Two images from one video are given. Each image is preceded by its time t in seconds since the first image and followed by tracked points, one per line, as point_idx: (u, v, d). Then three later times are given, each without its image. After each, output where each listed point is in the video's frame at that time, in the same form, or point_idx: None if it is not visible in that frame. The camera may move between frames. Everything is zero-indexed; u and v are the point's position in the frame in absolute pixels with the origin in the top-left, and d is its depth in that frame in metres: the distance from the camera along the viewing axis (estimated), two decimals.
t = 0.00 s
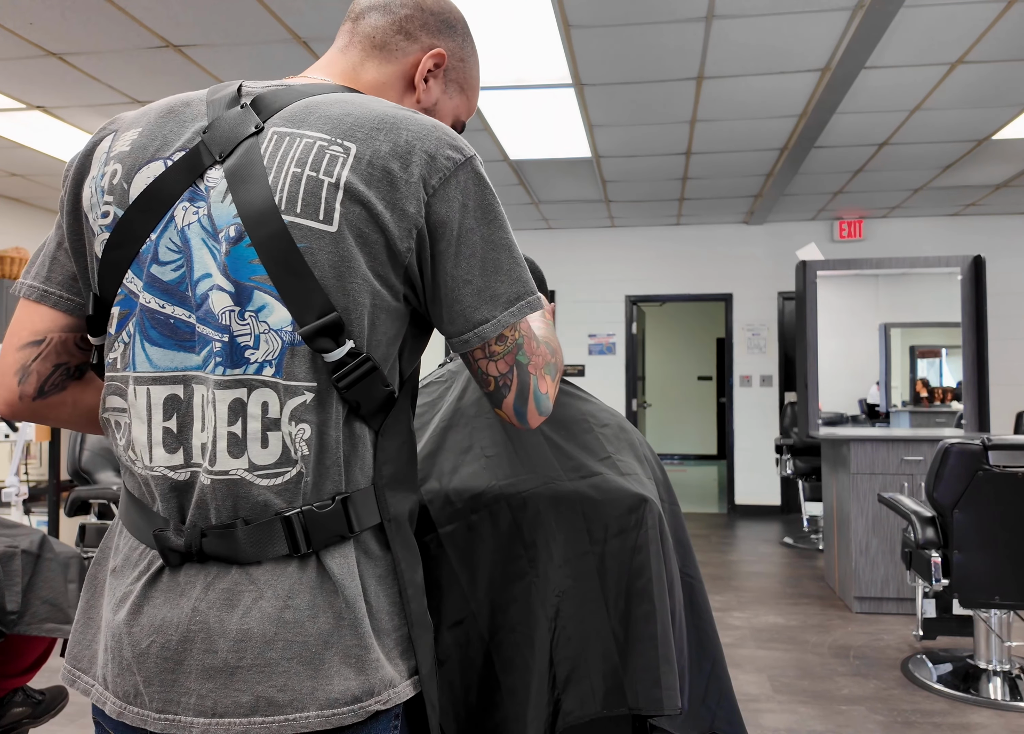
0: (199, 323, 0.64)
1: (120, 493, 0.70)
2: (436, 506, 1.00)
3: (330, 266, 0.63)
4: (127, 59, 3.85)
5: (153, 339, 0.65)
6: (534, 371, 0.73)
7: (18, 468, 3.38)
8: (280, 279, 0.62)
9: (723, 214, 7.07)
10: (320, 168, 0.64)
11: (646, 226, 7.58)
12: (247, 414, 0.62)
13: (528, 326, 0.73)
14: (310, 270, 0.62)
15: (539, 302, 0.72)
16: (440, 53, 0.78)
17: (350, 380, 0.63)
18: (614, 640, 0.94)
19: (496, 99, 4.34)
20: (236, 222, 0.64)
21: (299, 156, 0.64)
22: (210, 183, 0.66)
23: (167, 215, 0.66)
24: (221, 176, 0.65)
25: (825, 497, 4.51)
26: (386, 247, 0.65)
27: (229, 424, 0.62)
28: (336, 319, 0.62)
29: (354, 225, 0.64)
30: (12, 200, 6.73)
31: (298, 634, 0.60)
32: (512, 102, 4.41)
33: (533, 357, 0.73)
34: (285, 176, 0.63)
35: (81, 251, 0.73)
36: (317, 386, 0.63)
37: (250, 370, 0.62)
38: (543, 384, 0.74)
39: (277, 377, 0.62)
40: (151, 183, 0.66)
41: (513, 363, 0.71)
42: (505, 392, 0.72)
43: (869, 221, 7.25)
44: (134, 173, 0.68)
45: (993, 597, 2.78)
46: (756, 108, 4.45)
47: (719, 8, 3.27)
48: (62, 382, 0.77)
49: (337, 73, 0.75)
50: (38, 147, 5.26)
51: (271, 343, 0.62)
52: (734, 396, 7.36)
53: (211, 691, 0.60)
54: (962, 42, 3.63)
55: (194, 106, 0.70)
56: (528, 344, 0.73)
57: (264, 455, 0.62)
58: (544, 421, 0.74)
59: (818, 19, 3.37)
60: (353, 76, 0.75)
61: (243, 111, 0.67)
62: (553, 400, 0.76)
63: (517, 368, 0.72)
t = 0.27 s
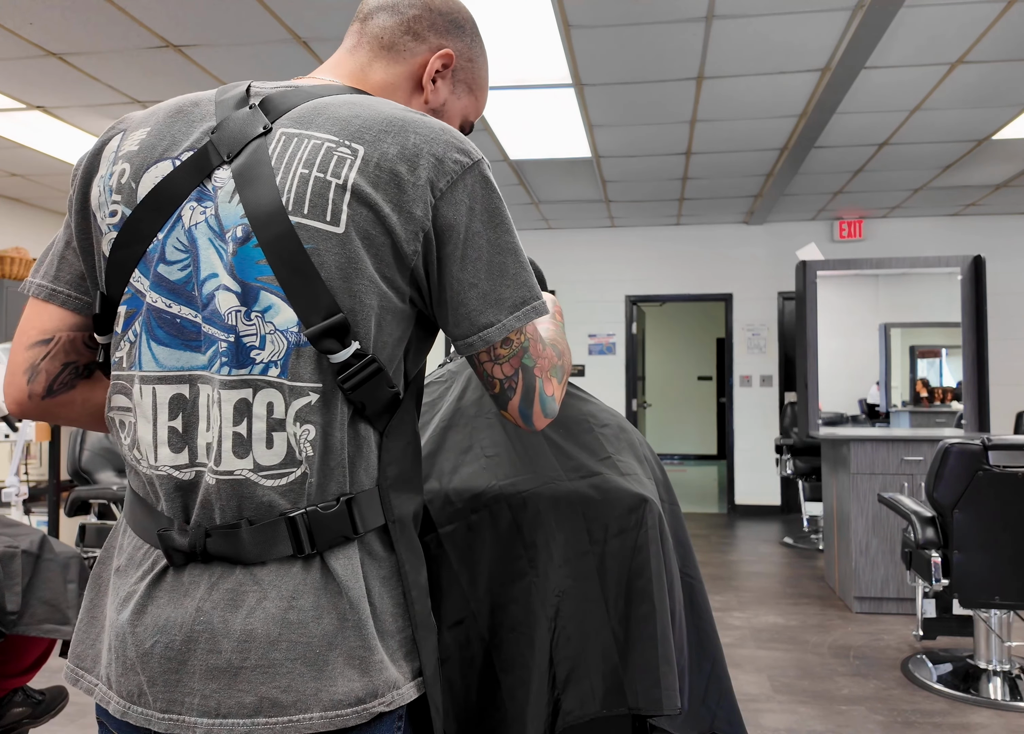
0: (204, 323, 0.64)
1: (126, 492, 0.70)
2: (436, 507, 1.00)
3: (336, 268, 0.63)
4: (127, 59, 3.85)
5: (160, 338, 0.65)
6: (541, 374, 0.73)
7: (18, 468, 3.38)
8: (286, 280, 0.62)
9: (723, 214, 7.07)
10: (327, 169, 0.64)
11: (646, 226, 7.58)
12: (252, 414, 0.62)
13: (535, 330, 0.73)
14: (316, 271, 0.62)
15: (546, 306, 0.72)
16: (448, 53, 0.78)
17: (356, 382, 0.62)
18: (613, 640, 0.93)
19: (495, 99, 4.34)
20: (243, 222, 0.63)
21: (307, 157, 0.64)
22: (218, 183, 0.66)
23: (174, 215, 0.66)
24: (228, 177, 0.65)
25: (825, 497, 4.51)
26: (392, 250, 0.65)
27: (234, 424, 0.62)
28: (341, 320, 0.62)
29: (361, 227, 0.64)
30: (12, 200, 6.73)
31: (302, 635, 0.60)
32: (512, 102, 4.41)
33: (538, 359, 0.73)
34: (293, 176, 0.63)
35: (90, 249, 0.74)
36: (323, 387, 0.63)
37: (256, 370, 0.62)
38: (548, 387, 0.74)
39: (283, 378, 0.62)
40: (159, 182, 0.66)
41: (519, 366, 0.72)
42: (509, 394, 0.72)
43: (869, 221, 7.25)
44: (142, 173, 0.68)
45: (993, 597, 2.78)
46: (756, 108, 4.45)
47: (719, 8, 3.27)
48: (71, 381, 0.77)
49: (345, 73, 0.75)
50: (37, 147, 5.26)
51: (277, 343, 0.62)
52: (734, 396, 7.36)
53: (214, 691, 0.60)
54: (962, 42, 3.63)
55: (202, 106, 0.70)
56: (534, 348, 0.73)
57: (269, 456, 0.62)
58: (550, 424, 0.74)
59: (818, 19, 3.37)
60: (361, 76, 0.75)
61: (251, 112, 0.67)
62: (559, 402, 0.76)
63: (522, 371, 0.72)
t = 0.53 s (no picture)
0: (212, 323, 0.64)
1: (132, 491, 0.70)
2: (436, 507, 1.00)
3: (344, 270, 0.63)
4: (128, 60, 3.85)
5: (167, 337, 0.66)
6: (553, 373, 0.73)
7: (18, 468, 3.38)
8: (294, 281, 0.62)
9: (723, 214, 7.07)
10: (338, 172, 0.64)
11: (646, 226, 7.58)
12: (259, 415, 0.62)
13: (547, 330, 0.73)
14: (324, 273, 0.62)
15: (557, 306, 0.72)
16: (460, 55, 0.78)
17: (363, 384, 0.62)
18: (613, 639, 0.93)
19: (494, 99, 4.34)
20: (253, 223, 0.63)
21: (317, 159, 0.64)
22: (227, 183, 0.66)
23: (182, 215, 0.66)
24: (239, 177, 0.65)
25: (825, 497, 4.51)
26: (402, 252, 0.65)
27: (241, 425, 0.62)
28: (350, 322, 0.61)
29: (371, 230, 0.64)
30: (12, 200, 6.73)
31: (306, 635, 0.60)
32: (511, 102, 4.41)
33: (551, 360, 0.73)
34: (303, 178, 0.63)
35: (101, 249, 0.74)
36: (329, 389, 0.62)
37: (263, 371, 0.62)
38: (561, 386, 0.74)
39: (290, 380, 0.62)
40: (169, 181, 0.67)
41: (533, 366, 0.71)
42: (524, 395, 0.71)
43: (869, 221, 7.25)
44: (152, 173, 0.68)
45: (993, 597, 2.78)
46: (756, 108, 4.45)
47: (719, 8, 3.27)
48: (81, 379, 0.77)
49: (356, 76, 0.75)
50: (38, 148, 5.26)
51: (285, 344, 0.62)
52: (734, 396, 7.36)
53: (219, 691, 0.60)
54: (962, 42, 3.63)
55: (213, 107, 0.70)
56: (547, 348, 0.73)
57: (275, 458, 0.62)
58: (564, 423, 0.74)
59: (818, 19, 3.37)
60: (372, 78, 0.75)
61: (263, 112, 0.67)
62: (571, 404, 0.76)
63: (536, 371, 0.72)
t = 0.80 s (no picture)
0: (220, 323, 0.64)
1: (138, 489, 0.70)
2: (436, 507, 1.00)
3: (355, 272, 0.63)
4: (128, 60, 3.85)
5: (176, 336, 0.66)
6: (565, 375, 0.74)
7: (18, 468, 3.38)
8: (305, 283, 0.62)
9: (723, 214, 7.07)
10: (351, 174, 0.63)
11: (646, 226, 7.58)
12: (266, 415, 0.62)
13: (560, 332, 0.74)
14: (335, 275, 0.62)
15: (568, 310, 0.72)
16: (473, 58, 0.78)
17: (372, 386, 0.62)
18: (614, 640, 0.93)
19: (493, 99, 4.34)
20: (264, 223, 0.63)
21: (329, 162, 0.64)
22: (239, 183, 0.66)
23: (193, 214, 0.66)
24: (251, 177, 0.65)
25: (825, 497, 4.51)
26: (414, 256, 0.65)
27: (248, 425, 0.62)
28: (360, 324, 0.61)
29: (383, 233, 0.64)
30: (12, 200, 6.73)
31: (310, 634, 0.60)
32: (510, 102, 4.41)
33: (563, 362, 0.74)
34: (316, 180, 0.63)
35: (112, 246, 0.74)
36: (338, 390, 0.62)
37: (271, 371, 0.62)
38: (573, 388, 0.74)
39: (299, 381, 0.62)
40: (181, 179, 0.67)
41: (544, 370, 0.72)
42: (535, 397, 0.72)
43: (869, 221, 7.25)
44: (164, 171, 0.68)
45: (993, 597, 2.78)
46: (756, 108, 4.45)
47: (719, 8, 3.27)
48: (90, 375, 0.77)
49: (369, 78, 0.75)
50: (37, 148, 5.26)
51: (294, 345, 0.62)
52: (734, 396, 7.36)
53: (222, 690, 0.60)
54: (962, 42, 3.63)
55: (226, 106, 0.70)
56: (559, 351, 0.73)
57: (282, 458, 0.62)
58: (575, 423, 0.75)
59: (818, 19, 3.37)
60: (385, 80, 0.75)
61: (276, 113, 0.67)
62: (584, 404, 0.76)
63: (547, 374, 0.72)
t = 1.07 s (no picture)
0: (233, 323, 0.64)
1: (146, 487, 0.70)
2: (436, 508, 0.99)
3: (368, 275, 0.63)
4: (128, 60, 3.85)
5: (188, 335, 0.65)
6: (577, 376, 0.74)
7: (18, 468, 3.38)
8: (319, 284, 0.62)
9: (723, 214, 7.07)
10: (366, 178, 0.63)
11: (646, 226, 7.58)
12: (278, 415, 0.62)
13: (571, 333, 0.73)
14: (349, 277, 0.62)
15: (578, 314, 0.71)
16: (487, 63, 0.77)
17: (384, 388, 0.62)
18: (614, 640, 0.93)
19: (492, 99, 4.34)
20: (280, 225, 0.63)
21: (345, 165, 0.64)
22: (254, 183, 0.66)
23: (207, 213, 0.66)
24: (266, 178, 0.65)
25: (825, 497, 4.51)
26: (426, 259, 0.65)
27: (260, 424, 0.62)
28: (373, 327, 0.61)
29: (397, 237, 0.63)
30: (12, 200, 6.73)
31: (318, 633, 0.60)
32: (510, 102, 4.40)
33: (574, 364, 0.73)
34: (331, 183, 0.63)
35: (124, 242, 0.74)
36: (350, 391, 0.62)
37: (284, 372, 0.62)
38: (583, 388, 0.75)
39: (311, 381, 0.62)
40: (196, 179, 0.67)
41: (555, 372, 0.72)
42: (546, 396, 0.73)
43: (869, 221, 7.24)
44: (178, 169, 0.68)
45: (993, 597, 2.78)
46: (756, 108, 4.45)
47: (719, 8, 3.27)
48: (99, 372, 0.77)
49: (382, 83, 0.75)
50: (37, 148, 5.26)
51: (307, 346, 0.62)
52: (734, 396, 7.36)
53: (232, 687, 0.60)
54: (962, 42, 3.63)
55: (241, 107, 0.70)
56: (571, 354, 0.72)
57: (293, 458, 0.62)
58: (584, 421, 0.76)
59: (818, 19, 3.37)
60: (399, 85, 0.75)
61: (292, 115, 0.67)
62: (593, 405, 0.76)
63: (558, 376, 0.72)
